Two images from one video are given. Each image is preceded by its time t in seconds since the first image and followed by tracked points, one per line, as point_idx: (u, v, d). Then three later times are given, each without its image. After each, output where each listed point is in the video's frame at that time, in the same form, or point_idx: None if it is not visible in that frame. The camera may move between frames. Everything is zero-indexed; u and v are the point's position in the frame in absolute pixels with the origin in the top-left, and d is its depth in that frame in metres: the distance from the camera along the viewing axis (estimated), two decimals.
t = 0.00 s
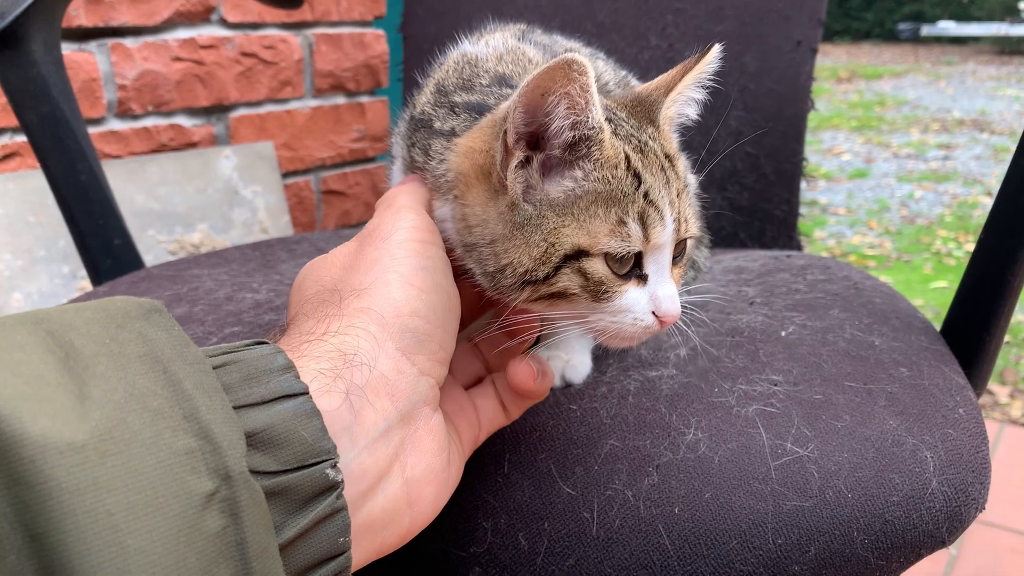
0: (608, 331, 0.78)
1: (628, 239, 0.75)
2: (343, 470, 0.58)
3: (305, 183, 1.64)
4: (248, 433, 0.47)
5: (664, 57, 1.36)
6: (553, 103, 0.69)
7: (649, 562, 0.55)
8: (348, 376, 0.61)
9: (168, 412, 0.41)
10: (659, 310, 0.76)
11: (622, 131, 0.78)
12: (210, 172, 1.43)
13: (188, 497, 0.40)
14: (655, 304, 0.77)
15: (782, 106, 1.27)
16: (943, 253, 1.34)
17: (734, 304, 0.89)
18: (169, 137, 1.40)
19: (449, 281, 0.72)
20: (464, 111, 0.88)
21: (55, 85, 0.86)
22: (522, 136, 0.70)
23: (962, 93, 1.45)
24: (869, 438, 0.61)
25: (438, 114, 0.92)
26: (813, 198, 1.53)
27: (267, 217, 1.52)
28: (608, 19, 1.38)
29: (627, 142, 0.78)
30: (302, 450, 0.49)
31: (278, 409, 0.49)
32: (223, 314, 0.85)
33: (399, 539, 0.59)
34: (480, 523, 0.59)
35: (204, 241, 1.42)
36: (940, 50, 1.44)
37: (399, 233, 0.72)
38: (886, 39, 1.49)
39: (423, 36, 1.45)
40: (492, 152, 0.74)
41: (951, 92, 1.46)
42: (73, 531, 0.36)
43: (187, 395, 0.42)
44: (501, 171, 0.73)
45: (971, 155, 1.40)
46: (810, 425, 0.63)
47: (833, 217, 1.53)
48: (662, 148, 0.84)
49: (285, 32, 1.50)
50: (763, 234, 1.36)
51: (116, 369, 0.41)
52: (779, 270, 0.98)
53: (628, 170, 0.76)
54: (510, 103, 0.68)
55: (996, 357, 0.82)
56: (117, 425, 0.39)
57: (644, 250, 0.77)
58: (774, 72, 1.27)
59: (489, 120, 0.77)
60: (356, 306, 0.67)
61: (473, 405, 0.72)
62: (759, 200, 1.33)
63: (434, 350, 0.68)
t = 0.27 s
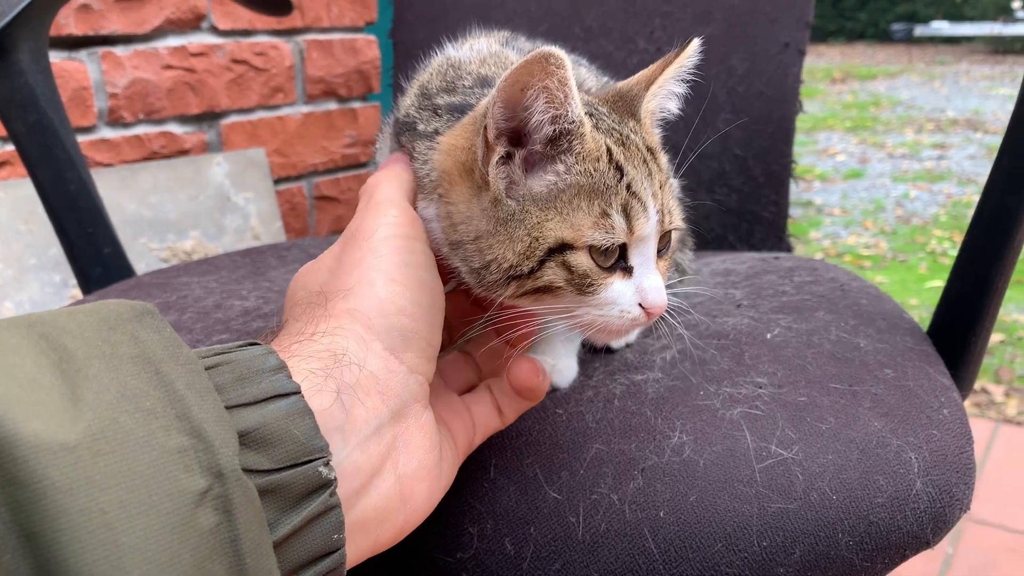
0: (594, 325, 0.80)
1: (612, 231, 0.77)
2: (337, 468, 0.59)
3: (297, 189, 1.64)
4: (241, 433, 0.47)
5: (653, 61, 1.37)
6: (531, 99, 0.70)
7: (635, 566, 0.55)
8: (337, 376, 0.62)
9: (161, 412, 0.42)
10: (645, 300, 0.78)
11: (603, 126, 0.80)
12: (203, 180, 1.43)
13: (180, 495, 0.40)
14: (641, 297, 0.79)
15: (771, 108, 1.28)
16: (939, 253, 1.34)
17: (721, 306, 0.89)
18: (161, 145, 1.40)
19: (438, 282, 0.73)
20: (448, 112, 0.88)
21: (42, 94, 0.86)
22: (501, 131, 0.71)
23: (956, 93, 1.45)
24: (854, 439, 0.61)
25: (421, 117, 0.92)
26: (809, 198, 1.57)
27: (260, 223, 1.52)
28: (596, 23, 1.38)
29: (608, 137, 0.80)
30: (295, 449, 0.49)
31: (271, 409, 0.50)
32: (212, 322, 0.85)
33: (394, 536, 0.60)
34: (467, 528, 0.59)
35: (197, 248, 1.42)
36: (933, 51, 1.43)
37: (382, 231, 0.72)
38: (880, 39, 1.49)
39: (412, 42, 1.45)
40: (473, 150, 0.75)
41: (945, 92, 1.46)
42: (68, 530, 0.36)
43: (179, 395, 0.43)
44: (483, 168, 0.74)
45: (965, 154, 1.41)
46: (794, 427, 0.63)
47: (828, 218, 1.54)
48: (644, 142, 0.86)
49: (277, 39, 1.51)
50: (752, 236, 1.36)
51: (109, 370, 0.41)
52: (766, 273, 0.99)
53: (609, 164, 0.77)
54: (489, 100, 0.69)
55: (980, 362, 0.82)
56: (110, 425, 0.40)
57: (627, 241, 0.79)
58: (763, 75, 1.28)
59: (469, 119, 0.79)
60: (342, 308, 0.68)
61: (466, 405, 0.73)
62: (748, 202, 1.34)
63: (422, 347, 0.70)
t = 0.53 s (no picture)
0: (603, 330, 0.79)
1: (621, 235, 0.77)
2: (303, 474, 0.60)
3: (290, 201, 1.65)
4: (207, 440, 0.48)
5: (643, 73, 1.38)
6: (541, 106, 0.71)
7: None
8: (306, 381, 0.63)
9: (126, 421, 0.42)
10: (652, 303, 0.78)
11: (610, 132, 0.82)
12: (195, 192, 1.43)
13: (144, 504, 0.41)
14: (648, 299, 0.78)
15: (760, 120, 1.29)
16: (930, 257, 1.40)
17: (709, 319, 0.90)
18: (153, 158, 1.40)
19: (410, 288, 0.74)
20: (456, 123, 0.89)
21: (34, 112, 0.87)
22: (512, 138, 0.72)
23: (948, 98, 1.50)
24: (838, 452, 0.62)
25: (429, 127, 0.92)
26: (802, 204, 1.61)
27: (252, 235, 1.53)
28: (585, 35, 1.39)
29: (615, 143, 0.81)
30: (261, 456, 0.50)
31: (237, 417, 0.50)
32: (203, 338, 0.86)
33: (363, 538, 0.61)
34: (456, 543, 0.60)
35: (189, 260, 1.42)
36: (925, 55, 1.50)
37: (358, 241, 0.73)
38: (873, 44, 1.53)
39: (403, 55, 1.46)
40: (483, 156, 0.77)
41: (937, 96, 1.52)
42: (31, 538, 0.37)
43: (144, 404, 0.43)
44: (493, 174, 0.75)
45: (957, 159, 1.47)
46: (780, 441, 0.64)
47: (821, 223, 1.59)
48: (650, 149, 0.87)
49: (268, 52, 1.51)
50: (742, 247, 1.37)
51: (74, 381, 0.42)
52: (754, 285, 1.00)
53: (617, 170, 0.78)
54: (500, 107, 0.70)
55: (966, 373, 0.84)
56: (74, 435, 0.40)
57: (636, 246, 0.79)
58: (751, 86, 1.29)
59: (480, 126, 0.80)
60: (314, 313, 0.68)
61: (440, 402, 0.76)
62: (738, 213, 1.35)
63: (392, 352, 0.70)
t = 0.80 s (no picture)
0: (592, 333, 0.80)
1: (607, 238, 0.78)
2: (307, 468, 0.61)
3: (286, 210, 1.65)
4: (213, 435, 0.49)
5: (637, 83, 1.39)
6: (525, 113, 0.72)
7: None
8: (310, 378, 0.64)
9: (134, 415, 0.44)
10: (640, 305, 0.79)
11: (595, 138, 0.83)
12: (190, 202, 1.44)
13: (153, 496, 0.42)
14: (636, 302, 0.79)
15: (753, 129, 1.31)
16: (924, 264, 1.45)
17: (702, 328, 0.92)
18: (150, 167, 1.41)
19: (413, 290, 0.75)
20: (443, 133, 0.90)
21: (32, 123, 0.87)
22: (498, 145, 0.73)
23: (942, 105, 1.51)
24: (830, 460, 0.63)
25: (416, 138, 0.93)
26: (796, 211, 1.65)
27: (248, 244, 1.53)
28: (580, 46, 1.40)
29: (600, 148, 0.82)
30: (265, 450, 0.51)
31: (242, 411, 0.52)
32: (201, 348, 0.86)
33: (366, 535, 0.61)
34: (451, 551, 0.60)
35: (185, 269, 1.43)
36: (919, 63, 1.50)
37: (359, 241, 0.74)
38: (866, 51, 1.53)
39: (399, 66, 1.47)
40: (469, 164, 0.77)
41: (931, 104, 1.52)
42: (43, 529, 0.38)
43: (152, 399, 0.45)
44: (479, 181, 0.75)
45: (951, 166, 1.48)
46: (772, 449, 0.64)
47: (815, 230, 1.63)
48: (635, 154, 0.89)
49: (265, 61, 1.52)
50: (736, 255, 1.39)
51: (82, 376, 0.44)
52: (747, 294, 1.01)
53: (602, 175, 0.79)
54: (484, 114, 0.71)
55: (957, 381, 0.85)
56: (85, 428, 0.42)
57: (622, 249, 0.80)
58: (744, 97, 1.31)
59: (466, 134, 0.81)
60: (316, 313, 0.69)
61: (446, 413, 0.76)
62: (732, 222, 1.36)
63: (394, 352, 0.71)
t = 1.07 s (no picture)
0: (603, 334, 0.80)
1: (620, 241, 0.78)
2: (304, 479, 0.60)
3: (283, 215, 1.65)
4: (213, 449, 0.49)
5: (633, 89, 1.40)
6: (542, 114, 0.73)
7: None
8: (306, 391, 0.64)
9: (137, 430, 0.44)
10: (651, 308, 0.79)
11: (609, 142, 0.84)
12: (188, 207, 1.44)
13: (157, 509, 0.42)
14: (647, 305, 0.80)
15: (748, 135, 1.31)
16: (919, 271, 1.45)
17: (697, 333, 0.92)
18: (146, 172, 1.41)
19: (409, 305, 0.74)
20: (457, 134, 0.90)
21: (30, 127, 0.87)
22: (512, 146, 0.74)
23: (937, 113, 1.53)
24: (823, 463, 0.63)
25: (430, 139, 0.94)
26: (792, 218, 1.67)
27: (245, 249, 1.53)
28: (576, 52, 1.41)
29: (615, 152, 0.83)
30: (264, 463, 0.51)
31: (240, 425, 0.52)
32: (197, 351, 0.86)
33: (363, 542, 0.61)
34: (447, 554, 0.60)
35: (182, 274, 1.43)
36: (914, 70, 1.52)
37: (356, 257, 0.74)
38: (862, 58, 1.56)
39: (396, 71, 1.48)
40: (485, 164, 0.78)
41: (926, 111, 1.54)
42: (50, 543, 0.38)
43: (155, 414, 0.45)
44: (494, 182, 0.76)
45: (946, 172, 1.48)
46: (765, 452, 0.65)
47: (811, 237, 1.64)
48: (648, 158, 0.89)
49: (262, 67, 1.52)
50: (731, 260, 1.39)
51: (85, 391, 0.44)
52: (743, 298, 1.02)
53: (616, 178, 0.80)
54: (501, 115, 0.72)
55: (950, 385, 0.85)
56: (89, 443, 0.42)
57: (634, 252, 0.80)
58: (738, 102, 1.31)
59: (482, 135, 0.82)
60: (311, 325, 0.69)
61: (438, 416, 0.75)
62: (727, 227, 1.37)
63: (389, 364, 0.71)
